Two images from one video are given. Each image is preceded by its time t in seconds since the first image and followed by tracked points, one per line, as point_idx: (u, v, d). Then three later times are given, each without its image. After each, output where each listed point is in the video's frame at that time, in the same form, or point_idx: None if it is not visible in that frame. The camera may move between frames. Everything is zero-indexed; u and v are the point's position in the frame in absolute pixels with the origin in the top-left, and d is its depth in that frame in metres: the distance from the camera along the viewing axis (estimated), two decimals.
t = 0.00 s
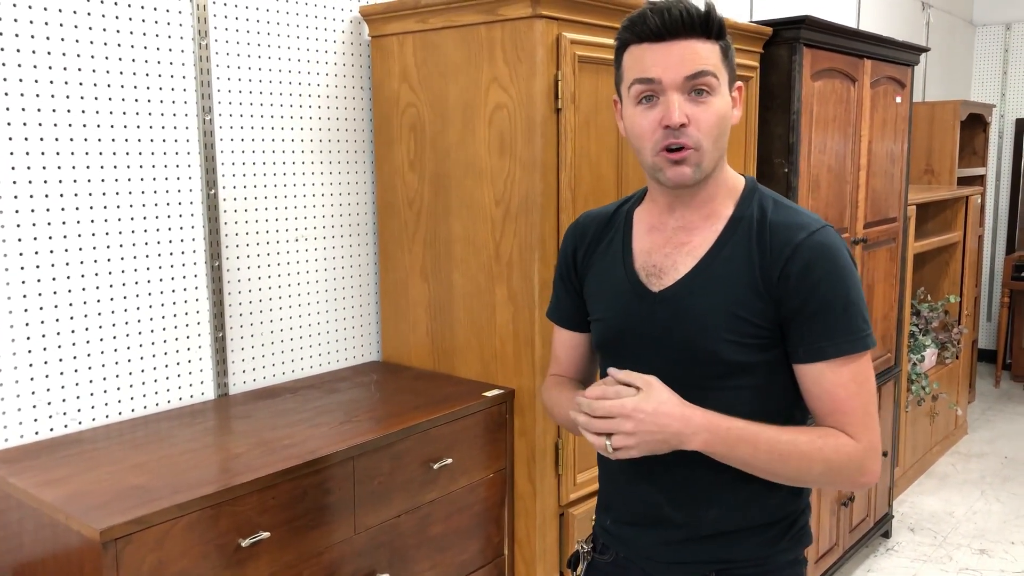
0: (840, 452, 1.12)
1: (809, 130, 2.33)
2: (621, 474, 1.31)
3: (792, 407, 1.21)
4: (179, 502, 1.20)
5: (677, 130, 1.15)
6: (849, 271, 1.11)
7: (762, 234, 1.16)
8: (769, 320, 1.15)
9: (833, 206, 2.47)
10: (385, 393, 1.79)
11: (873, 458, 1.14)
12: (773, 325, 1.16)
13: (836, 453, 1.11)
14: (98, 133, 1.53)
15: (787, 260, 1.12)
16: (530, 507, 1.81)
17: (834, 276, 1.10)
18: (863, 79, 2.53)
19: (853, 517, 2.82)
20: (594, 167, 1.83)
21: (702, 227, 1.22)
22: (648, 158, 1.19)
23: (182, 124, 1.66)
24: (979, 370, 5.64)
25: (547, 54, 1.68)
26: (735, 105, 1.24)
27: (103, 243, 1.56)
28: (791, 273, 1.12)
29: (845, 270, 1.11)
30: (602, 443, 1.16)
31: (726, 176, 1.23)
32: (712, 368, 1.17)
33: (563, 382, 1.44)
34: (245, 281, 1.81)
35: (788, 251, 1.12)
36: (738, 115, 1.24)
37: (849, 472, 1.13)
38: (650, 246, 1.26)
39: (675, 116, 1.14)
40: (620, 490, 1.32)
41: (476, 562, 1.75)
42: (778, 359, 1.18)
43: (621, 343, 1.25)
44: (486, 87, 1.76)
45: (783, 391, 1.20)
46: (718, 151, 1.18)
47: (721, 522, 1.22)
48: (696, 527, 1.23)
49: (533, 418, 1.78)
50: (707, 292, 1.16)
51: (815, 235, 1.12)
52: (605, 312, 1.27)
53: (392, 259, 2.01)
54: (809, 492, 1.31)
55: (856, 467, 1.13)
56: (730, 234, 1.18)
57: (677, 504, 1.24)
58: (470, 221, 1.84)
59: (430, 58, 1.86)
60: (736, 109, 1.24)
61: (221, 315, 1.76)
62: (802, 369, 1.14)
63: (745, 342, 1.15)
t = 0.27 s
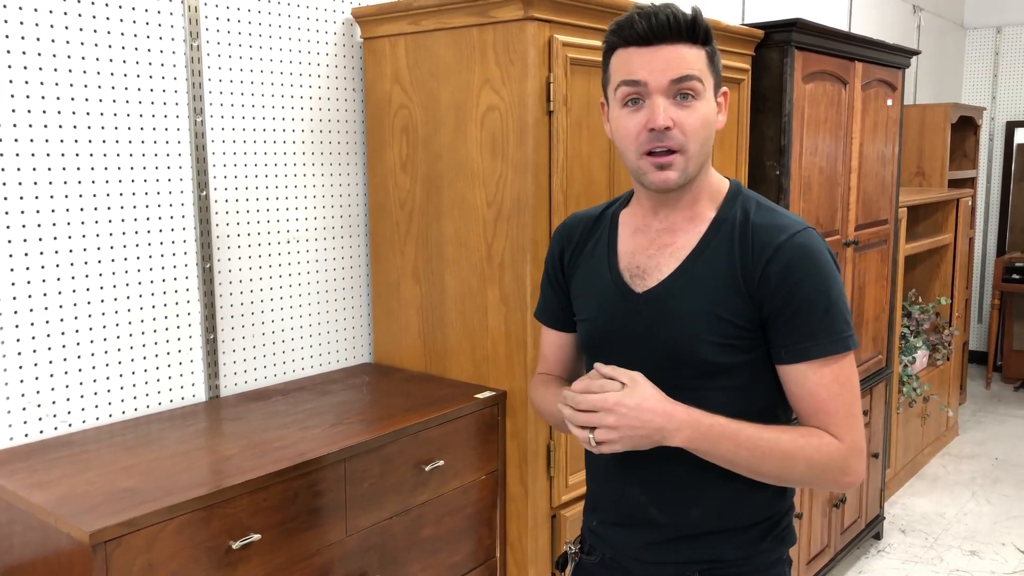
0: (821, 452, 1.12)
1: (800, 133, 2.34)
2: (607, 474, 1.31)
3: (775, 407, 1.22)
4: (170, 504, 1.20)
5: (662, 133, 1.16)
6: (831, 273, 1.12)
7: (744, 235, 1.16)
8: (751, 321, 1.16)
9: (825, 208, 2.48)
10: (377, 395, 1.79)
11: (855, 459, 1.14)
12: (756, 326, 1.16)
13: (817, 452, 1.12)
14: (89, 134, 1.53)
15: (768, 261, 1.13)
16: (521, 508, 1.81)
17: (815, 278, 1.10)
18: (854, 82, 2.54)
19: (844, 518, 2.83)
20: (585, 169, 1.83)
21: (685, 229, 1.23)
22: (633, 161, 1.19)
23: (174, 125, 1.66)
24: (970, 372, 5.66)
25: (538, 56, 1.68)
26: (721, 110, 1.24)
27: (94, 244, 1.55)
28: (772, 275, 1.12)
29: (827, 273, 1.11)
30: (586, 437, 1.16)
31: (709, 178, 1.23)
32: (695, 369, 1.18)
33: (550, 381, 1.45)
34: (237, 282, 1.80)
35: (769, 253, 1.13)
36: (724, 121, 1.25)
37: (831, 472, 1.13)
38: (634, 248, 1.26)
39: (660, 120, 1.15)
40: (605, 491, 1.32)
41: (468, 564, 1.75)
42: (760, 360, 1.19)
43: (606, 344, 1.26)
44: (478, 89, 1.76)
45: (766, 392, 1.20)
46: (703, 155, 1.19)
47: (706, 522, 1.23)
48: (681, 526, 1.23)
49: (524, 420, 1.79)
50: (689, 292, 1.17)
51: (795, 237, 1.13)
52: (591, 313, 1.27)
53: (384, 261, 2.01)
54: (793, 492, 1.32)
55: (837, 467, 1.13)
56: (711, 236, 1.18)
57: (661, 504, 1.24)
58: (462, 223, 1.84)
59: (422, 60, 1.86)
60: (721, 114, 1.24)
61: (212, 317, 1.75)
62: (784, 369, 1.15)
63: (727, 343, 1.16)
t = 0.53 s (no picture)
0: (810, 451, 1.12)
1: (797, 135, 2.34)
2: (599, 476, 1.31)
3: (765, 408, 1.22)
4: (169, 507, 1.20)
5: (654, 135, 1.16)
6: (821, 275, 1.12)
7: (734, 237, 1.17)
8: (741, 322, 1.16)
9: (822, 210, 2.49)
10: (375, 398, 1.79)
11: (842, 459, 1.15)
12: (746, 327, 1.16)
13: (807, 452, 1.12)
14: (87, 137, 1.53)
15: (758, 263, 1.13)
16: (519, 510, 1.82)
17: (805, 279, 1.11)
18: (852, 85, 2.55)
19: (842, 521, 2.83)
20: (583, 172, 1.83)
21: (676, 231, 1.23)
22: (626, 163, 1.20)
23: (172, 128, 1.66)
24: (968, 374, 5.66)
25: (537, 59, 1.68)
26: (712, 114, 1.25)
27: (92, 247, 1.56)
28: (762, 276, 1.13)
29: (817, 275, 1.12)
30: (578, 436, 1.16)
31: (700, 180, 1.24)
32: (687, 370, 1.18)
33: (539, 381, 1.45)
34: (235, 285, 1.80)
35: (760, 254, 1.13)
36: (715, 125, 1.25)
37: (820, 472, 1.14)
38: (625, 250, 1.27)
39: (652, 122, 1.15)
40: (598, 493, 1.32)
41: (466, 567, 1.75)
42: (750, 361, 1.19)
43: (597, 346, 1.26)
44: (475, 92, 1.77)
45: (756, 392, 1.21)
46: (694, 158, 1.19)
47: (698, 523, 1.23)
48: (673, 527, 1.24)
49: (521, 423, 1.79)
50: (679, 294, 1.17)
51: (786, 238, 1.13)
52: (582, 315, 1.27)
53: (382, 264, 2.01)
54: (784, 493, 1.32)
55: (825, 467, 1.14)
56: (702, 237, 1.19)
57: (654, 505, 1.24)
58: (460, 226, 1.84)
59: (420, 63, 1.86)
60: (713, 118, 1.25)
61: (210, 320, 1.75)
62: (774, 370, 1.15)
63: (719, 344, 1.16)
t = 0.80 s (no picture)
0: (811, 448, 1.13)
1: (801, 136, 2.34)
2: (599, 477, 1.31)
3: (765, 409, 1.22)
4: (172, 506, 1.20)
5: (650, 137, 1.16)
6: (818, 275, 1.13)
7: (732, 238, 1.17)
8: (741, 323, 1.16)
9: (825, 212, 2.48)
10: (378, 398, 1.79)
11: (843, 456, 1.16)
12: (745, 328, 1.17)
13: (808, 449, 1.13)
14: (92, 137, 1.53)
15: (756, 263, 1.14)
16: (522, 509, 1.81)
17: (803, 280, 1.11)
18: (855, 86, 2.54)
19: (845, 523, 2.83)
20: (586, 173, 1.83)
21: (674, 232, 1.23)
22: (622, 163, 1.20)
23: (176, 128, 1.66)
24: (971, 377, 5.66)
25: (540, 59, 1.68)
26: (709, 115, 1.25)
27: (96, 247, 1.56)
28: (761, 277, 1.13)
29: (815, 276, 1.12)
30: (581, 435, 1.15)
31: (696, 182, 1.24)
32: (685, 371, 1.18)
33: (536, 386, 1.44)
34: (238, 285, 1.80)
35: (758, 254, 1.14)
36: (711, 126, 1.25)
37: (820, 470, 1.14)
38: (623, 252, 1.26)
39: (648, 124, 1.15)
40: (597, 494, 1.31)
41: (469, 567, 1.75)
42: (749, 361, 1.19)
43: (595, 347, 1.25)
44: (479, 92, 1.77)
45: (754, 393, 1.21)
46: (691, 160, 1.19)
47: (698, 523, 1.23)
48: (674, 528, 1.23)
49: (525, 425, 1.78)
50: (678, 295, 1.17)
51: (783, 239, 1.14)
52: (580, 316, 1.27)
53: (384, 264, 2.01)
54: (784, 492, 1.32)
55: (826, 465, 1.14)
56: (700, 238, 1.19)
57: (653, 506, 1.24)
58: (462, 227, 1.85)
59: (423, 64, 1.86)
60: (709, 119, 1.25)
61: (213, 320, 1.75)
62: (773, 370, 1.16)
63: (718, 344, 1.16)
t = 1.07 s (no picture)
0: (824, 442, 1.13)
1: (804, 136, 2.34)
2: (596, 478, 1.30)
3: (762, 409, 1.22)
4: (175, 507, 1.20)
5: (661, 138, 1.16)
6: (818, 276, 1.14)
7: (733, 238, 1.18)
8: (741, 322, 1.17)
9: (829, 213, 2.48)
10: (381, 399, 1.79)
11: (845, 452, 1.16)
12: (745, 327, 1.17)
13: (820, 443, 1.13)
14: (96, 138, 1.53)
15: (758, 263, 1.15)
16: (524, 509, 1.82)
17: (804, 281, 1.13)
18: (858, 87, 2.54)
19: (848, 524, 2.83)
20: (589, 174, 1.83)
21: (675, 233, 1.22)
22: (629, 161, 1.19)
23: (180, 129, 1.66)
24: (973, 378, 5.65)
25: (544, 59, 1.68)
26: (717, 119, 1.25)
27: (100, 248, 1.56)
28: (763, 277, 1.14)
29: (814, 277, 1.14)
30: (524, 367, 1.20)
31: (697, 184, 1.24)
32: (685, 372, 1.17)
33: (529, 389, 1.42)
34: (242, 286, 1.80)
35: (760, 254, 1.15)
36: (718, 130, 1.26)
37: (827, 465, 1.15)
38: (622, 251, 1.25)
39: (661, 125, 1.15)
40: (595, 494, 1.30)
41: (472, 568, 1.75)
42: (746, 361, 1.20)
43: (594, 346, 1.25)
44: (483, 93, 1.77)
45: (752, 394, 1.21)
46: (698, 163, 1.20)
47: (696, 525, 1.23)
48: (673, 530, 1.24)
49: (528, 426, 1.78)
50: (679, 295, 1.17)
51: (785, 240, 1.15)
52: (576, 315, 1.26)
53: (387, 264, 2.01)
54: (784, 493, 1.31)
55: (830, 460, 1.15)
56: (702, 238, 1.19)
57: (653, 508, 1.24)
58: (464, 227, 1.85)
59: (427, 65, 1.86)
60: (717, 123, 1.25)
61: (216, 320, 1.76)
62: (769, 370, 1.16)
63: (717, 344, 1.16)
